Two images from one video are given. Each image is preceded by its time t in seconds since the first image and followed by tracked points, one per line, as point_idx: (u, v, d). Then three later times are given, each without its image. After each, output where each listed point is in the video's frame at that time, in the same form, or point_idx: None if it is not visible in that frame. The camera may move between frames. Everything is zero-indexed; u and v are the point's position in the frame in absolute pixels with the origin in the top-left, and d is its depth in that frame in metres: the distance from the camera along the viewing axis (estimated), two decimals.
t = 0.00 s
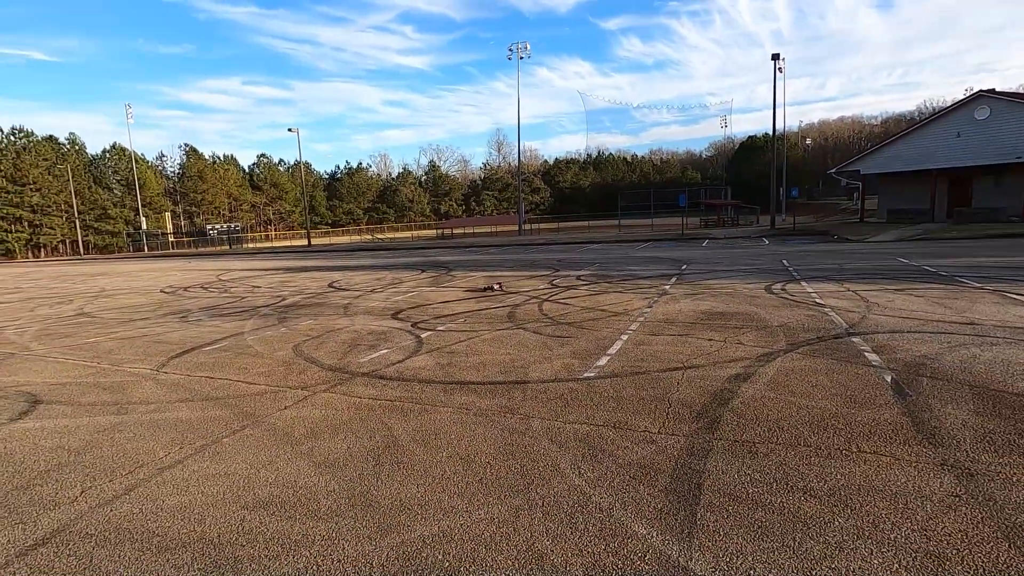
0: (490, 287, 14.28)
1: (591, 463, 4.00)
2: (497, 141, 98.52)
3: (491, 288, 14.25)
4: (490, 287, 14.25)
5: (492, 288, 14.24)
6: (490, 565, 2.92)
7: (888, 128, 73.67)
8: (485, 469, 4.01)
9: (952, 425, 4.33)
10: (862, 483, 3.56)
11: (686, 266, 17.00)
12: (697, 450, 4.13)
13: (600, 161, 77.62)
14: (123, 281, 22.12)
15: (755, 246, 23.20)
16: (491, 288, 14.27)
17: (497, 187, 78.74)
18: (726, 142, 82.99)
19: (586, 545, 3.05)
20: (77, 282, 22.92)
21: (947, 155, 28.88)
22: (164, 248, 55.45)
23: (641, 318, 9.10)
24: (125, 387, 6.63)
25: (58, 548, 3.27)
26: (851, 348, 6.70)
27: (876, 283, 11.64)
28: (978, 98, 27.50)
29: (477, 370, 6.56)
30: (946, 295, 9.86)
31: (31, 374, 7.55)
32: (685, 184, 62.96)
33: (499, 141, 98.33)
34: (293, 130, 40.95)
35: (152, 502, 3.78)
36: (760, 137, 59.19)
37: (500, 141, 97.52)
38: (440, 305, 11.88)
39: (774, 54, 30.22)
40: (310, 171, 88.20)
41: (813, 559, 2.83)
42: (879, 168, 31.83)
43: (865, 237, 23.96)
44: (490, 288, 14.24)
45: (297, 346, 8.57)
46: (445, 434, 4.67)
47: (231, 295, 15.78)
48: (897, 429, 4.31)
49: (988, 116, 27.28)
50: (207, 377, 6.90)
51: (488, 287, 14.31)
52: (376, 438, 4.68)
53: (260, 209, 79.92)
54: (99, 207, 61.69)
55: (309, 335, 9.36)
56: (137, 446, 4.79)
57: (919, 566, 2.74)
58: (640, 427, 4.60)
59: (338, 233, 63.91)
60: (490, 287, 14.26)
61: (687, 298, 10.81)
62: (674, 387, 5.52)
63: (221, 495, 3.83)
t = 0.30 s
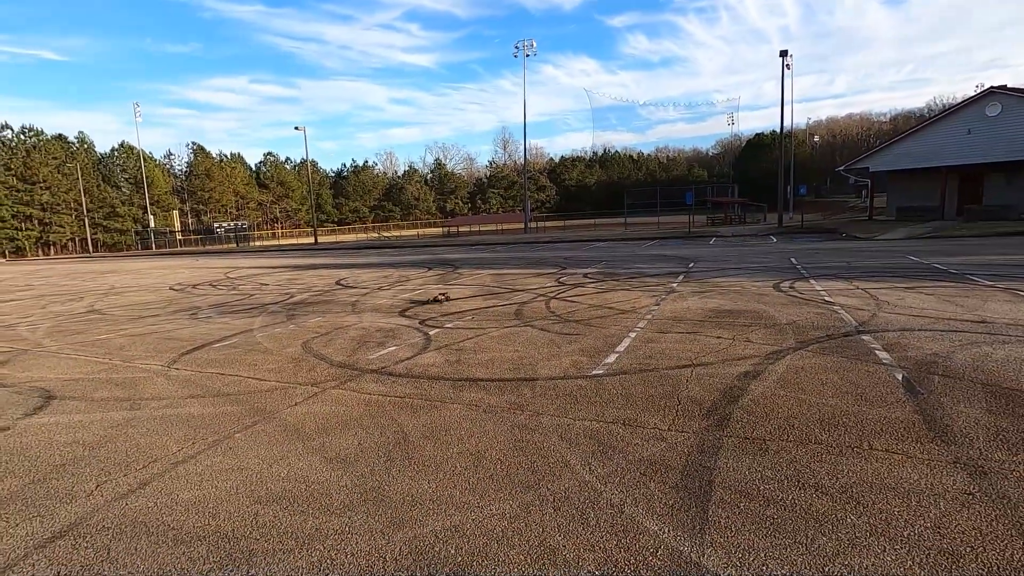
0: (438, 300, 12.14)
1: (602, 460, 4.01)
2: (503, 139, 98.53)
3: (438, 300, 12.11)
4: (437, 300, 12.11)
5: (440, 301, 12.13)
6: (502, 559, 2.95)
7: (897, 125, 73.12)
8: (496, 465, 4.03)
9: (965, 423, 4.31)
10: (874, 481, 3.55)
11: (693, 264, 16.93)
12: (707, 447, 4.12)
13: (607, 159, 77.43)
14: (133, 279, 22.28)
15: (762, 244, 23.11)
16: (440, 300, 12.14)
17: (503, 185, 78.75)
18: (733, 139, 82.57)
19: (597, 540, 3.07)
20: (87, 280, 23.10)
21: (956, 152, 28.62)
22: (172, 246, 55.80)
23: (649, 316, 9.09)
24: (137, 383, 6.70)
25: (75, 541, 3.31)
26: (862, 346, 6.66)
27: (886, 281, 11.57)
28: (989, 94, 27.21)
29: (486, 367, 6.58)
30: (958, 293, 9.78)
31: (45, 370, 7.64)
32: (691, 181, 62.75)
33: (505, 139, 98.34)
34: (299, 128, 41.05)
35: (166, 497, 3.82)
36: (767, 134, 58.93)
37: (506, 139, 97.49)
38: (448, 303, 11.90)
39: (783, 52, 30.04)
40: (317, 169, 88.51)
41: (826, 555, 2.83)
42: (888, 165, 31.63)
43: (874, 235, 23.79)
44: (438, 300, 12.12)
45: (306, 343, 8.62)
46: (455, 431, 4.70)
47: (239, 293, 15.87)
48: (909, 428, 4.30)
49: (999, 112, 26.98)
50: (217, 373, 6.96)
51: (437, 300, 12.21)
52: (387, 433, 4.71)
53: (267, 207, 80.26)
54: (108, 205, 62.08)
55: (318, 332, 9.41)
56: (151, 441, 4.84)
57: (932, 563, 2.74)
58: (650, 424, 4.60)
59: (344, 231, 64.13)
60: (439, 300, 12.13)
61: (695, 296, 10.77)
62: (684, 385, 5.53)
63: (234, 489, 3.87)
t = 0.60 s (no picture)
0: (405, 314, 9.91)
1: (607, 455, 4.01)
2: (509, 136, 98.53)
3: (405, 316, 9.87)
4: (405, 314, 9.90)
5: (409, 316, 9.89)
6: (509, 552, 2.96)
7: (905, 122, 72.60)
8: (503, 459, 4.05)
9: (973, 420, 4.29)
10: (881, 476, 3.55)
11: (699, 261, 16.88)
12: (713, 442, 4.13)
13: (612, 156, 77.27)
14: (140, 275, 22.43)
15: (770, 241, 23.00)
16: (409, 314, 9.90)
17: (508, 182, 78.77)
18: (740, 136, 82.20)
19: (603, 534, 3.07)
20: (95, 276, 23.26)
21: (966, 148, 28.38)
22: (179, 243, 56.16)
23: (655, 313, 9.07)
24: (146, 377, 6.76)
25: (86, 532, 3.35)
26: (869, 343, 6.63)
27: (894, 278, 11.49)
28: (1000, 90, 26.96)
29: (491, 363, 6.59)
30: (967, 290, 9.70)
31: (55, 365, 7.72)
32: (697, 178, 62.52)
33: (510, 136, 98.32)
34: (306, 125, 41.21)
35: (175, 489, 3.86)
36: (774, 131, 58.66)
37: (511, 136, 97.44)
38: (453, 299, 11.92)
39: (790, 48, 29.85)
40: (322, 166, 88.78)
41: (832, 550, 2.83)
42: (896, 161, 31.36)
43: (881, 232, 23.66)
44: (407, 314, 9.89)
45: (312, 339, 8.66)
46: (461, 425, 4.72)
47: (246, 289, 15.95)
48: (917, 424, 4.28)
49: (1010, 108, 26.74)
50: (224, 368, 7.01)
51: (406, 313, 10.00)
52: (393, 429, 4.73)
53: (273, 204, 80.61)
54: (116, 202, 62.49)
55: (324, 328, 9.45)
56: (160, 434, 4.89)
57: (940, 558, 2.73)
58: (656, 419, 4.60)
59: (350, 228, 64.30)
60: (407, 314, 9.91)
61: (701, 293, 10.74)
62: (690, 381, 5.52)
63: (242, 482, 3.91)
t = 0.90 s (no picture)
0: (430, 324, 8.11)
1: (618, 449, 4.02)
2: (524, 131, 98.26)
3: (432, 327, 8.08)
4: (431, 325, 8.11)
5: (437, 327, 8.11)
6: (517, 543, 2.99)
7: (932, 115, 70.86)
8: (514, 452, 4.08)
9: (994, 419, 4.20)
10: (895, 475, 3.50)
11: (716, 256, 16.70)
12: (725, 438, 4.10)
13: (629, 150, 76.68)
14: (161, 268, 22.85)
15: (788, 237, 22.67)
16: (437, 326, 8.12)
17: (524, 177, 78.64)
18: (759, 130, 81.01)
19: (612, 527, 3.08)
20: (118, 269, 23.77)
21: (993, 142, 27.63)
22: (200, 236, 57.05)
23: (669, 308, 9.01)
24: (166, 367, 6.92)
25: (108, 516, 3.45)
26: (887, 341, 6.51)
27: (916, 275, 11.25)
28: None
29: (503, 357, 6.62)
30: (991, 287, 9.47)
31: (80, 354, 7.93)
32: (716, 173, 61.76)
33: (526, 131, 98.07)
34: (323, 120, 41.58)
35: (193, 476, 3.95)
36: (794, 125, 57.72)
37: (527, 130, 97.15)
38: (467, 293, 11.96)
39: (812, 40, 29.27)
40: (339, 161, 89.47)
41: (844, 549, 2.80)
42: (921, 156, 30.62)
43: (904, 228, 23.15)
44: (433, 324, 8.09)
45: (328, 331, 8.76)
46: (472, 418, 4.75)
47: (264, 282, 16.17)
48: (934, 423, 4.21)
49: None
50: (242, 359, 7.13)
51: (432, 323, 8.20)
52: (406, 420, 4.78)
53: (291, 199, 81.45)
54: (139, 196, 63.61)
55: (340, 320, 9.56)
56: (180, 423, 5.01)
57: (955, 558, 2.69)
58: (668, 415, 4.59)
59: (366, 223, 64.78)
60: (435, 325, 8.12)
61: (716, 288, 10.65)
62: (703, 377, 5.49)
63: (257, 470, 4.00)
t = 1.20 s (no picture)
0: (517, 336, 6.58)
1: (657, 445, 3.97)
2: (571, 123, 97.45)
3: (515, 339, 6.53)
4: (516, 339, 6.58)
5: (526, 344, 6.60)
6: (553, 534, 3.00)
7: (1012, 102, 65.84)
8: (553, 443, 4.10)
9: None
10: (955, 483, 3.31)
11: (768, 251, 16.12)
12: (770, 438, 3.99)
13: (678, 142, 74.83)
14: (221, 257, 24.02)
15: (848, 232, 21.61)
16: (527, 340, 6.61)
17: (570, 169, 78.07)
18: (818, 120, 77.41)
19: (649, 522, 3.06)
20: (182, 258, 25.14)
21: None
22: (257, 227, 59.59)
23: (716, 304, 8.78)
24: (224, 351, 7.29)
25: (170, 488, 3.68)
26: (952, 343, 6.13)
27: (988, 273, 10.52)
28: None
29: (544, 349, 6.64)
30: None
31: (147, 337, 8.46)
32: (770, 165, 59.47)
33: (572, 123, 97.24)
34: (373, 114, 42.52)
35: (246, 455, 4.15)
36: (856, 115, 54.85)
37: (574, 122, 96.31)
38: (510, 286, 12.01)
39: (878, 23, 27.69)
40: (388, 155, 91.33)
41: (894, 556, 2.69)
42: (998, 146, 28.48)
43: (977, 224, 21.67)
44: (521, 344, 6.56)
45: (374, 320, 8.99)
46: (511, 409, 4.79)
47: (315, 272, 16.74)
48: (1001, 431, 3.95)
49: None
50: (293, 345, 7.44)
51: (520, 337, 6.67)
52: (447, 409, 4.87)
53: (342, 191, 83.85)
54: (201, 189, 66.96)
55: (386, 310, 9.80)
56: (235, 403, 5.28)
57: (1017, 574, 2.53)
58: (710, 412, 4.49)
59: (413, 215, 65.96)
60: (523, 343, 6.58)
61: (766, 285, 10.29)
62: (749, 375, 5.34)
63: (306, 450, 4.18)
